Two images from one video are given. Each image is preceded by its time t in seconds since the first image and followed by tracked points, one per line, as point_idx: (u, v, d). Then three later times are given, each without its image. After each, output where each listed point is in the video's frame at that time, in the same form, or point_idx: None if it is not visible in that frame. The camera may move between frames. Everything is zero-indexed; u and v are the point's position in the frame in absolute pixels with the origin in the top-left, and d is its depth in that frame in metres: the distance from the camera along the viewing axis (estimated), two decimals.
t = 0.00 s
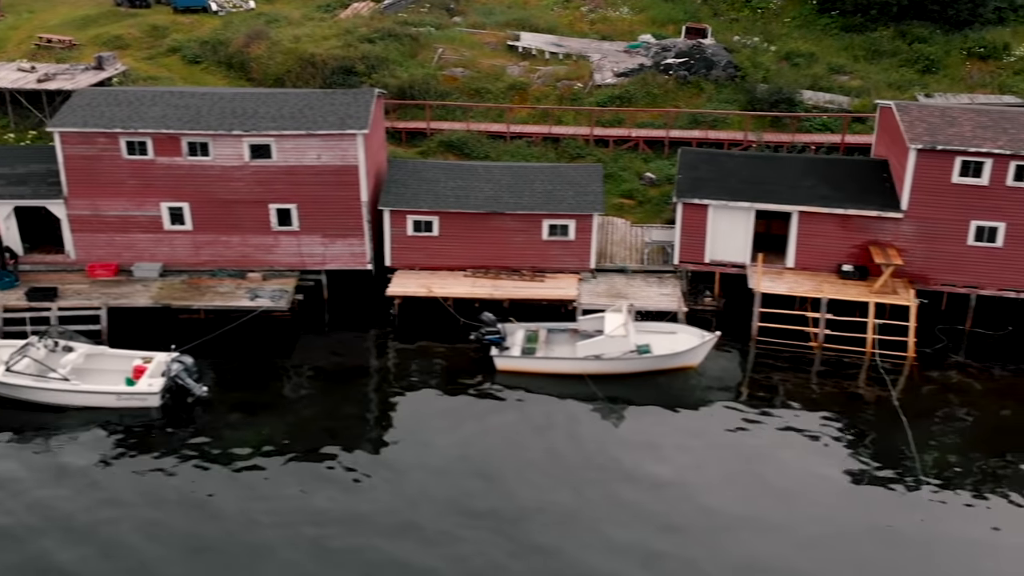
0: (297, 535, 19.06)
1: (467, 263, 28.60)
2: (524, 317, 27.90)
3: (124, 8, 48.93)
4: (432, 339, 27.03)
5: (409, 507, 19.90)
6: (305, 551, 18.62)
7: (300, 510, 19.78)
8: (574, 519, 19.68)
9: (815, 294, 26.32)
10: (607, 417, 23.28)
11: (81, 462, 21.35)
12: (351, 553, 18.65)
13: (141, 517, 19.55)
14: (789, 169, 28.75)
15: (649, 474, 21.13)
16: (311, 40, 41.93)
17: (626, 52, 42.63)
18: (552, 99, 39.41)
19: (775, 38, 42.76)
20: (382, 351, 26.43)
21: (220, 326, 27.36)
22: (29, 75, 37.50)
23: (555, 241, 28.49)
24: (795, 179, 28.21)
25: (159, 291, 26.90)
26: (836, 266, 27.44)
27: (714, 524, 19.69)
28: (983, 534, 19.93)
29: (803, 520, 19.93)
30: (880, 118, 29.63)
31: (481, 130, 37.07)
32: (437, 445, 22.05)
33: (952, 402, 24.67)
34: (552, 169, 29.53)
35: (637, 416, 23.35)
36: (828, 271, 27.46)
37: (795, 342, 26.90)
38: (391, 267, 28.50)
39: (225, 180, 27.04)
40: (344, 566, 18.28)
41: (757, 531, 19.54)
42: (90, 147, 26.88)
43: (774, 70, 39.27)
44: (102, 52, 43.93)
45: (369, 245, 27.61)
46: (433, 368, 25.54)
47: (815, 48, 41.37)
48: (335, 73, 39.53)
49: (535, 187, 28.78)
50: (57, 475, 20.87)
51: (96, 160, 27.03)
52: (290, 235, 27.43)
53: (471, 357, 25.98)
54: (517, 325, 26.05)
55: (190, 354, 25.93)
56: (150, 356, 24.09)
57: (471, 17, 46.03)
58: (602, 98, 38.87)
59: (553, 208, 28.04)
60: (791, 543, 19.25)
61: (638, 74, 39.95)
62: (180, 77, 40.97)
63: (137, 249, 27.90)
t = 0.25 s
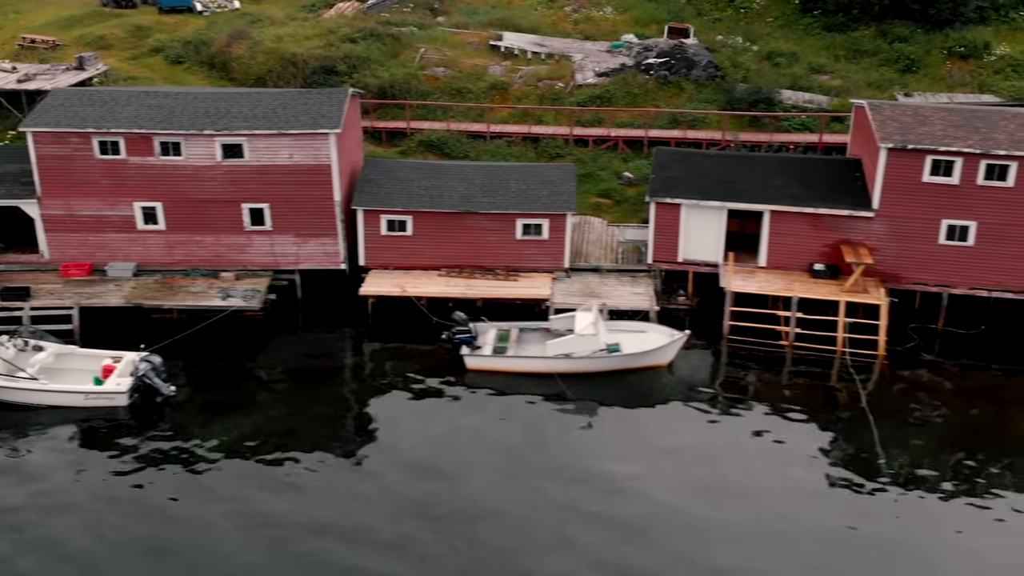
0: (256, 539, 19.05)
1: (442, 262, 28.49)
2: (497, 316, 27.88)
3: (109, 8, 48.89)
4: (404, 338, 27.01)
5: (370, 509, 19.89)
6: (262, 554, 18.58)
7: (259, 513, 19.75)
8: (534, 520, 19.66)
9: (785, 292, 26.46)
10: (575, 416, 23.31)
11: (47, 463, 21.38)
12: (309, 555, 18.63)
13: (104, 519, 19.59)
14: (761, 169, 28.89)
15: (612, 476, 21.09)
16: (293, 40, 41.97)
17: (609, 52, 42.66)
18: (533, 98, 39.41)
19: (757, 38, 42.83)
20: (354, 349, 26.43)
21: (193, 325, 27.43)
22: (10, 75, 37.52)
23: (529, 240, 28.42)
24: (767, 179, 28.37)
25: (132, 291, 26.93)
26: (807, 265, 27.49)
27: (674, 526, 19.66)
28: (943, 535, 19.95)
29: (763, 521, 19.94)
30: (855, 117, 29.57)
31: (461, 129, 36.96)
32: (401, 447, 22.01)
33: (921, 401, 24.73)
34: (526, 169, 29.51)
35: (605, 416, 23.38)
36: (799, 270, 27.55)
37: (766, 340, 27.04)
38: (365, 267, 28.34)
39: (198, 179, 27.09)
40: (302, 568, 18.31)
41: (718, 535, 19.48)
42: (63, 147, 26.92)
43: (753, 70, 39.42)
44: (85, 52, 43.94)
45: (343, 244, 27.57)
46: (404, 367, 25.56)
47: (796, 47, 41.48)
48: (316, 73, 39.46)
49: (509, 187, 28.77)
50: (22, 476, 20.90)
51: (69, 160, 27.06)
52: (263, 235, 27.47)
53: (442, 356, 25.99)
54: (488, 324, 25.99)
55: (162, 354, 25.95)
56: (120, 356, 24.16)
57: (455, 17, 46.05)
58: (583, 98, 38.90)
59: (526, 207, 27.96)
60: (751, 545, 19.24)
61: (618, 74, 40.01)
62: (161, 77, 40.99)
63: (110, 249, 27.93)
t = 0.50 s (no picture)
0: (215, 536, 18.88)
1: (417, 261, 28.32)
2: (470, 316, 27.83)
3: (94, 9, 48.85)
4: (376, 337, 27.03)
5: (333, 507, 19.78)
6: (220, 552, 18.43)
7: (220, 512, 19.59)
8: (497, 519, 19.53)
9: (756, 291, 26.56)
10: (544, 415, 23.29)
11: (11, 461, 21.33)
12: (268, 553, 18.49)
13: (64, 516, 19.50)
14: (735, 168, 28.99)
15: (577, 476, 20.98)
16: (275, 40, 42.01)
17: (591, 51, 42.68)
18: (514, 98, 39.37)
19: (739, 38, 42.89)
20: (325, 349, 26.47)
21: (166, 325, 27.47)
22: None
23: (503, 239, 28.34)
24: (740, 177, 28.50)
25: (104, 291, 26.94)
26: (779, 264, 27.67)
27: (637, 526, 19.52)
28: (909, 534, 19.86)
29: (728, 519, 19.87)
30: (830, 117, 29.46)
31: (441, 129, 36.84)
32: (366, 447, 21.91)
33: (891, 400, 24.76)
34: (502, 168, 29.41)
35: (574, 415, 23.36)
36: (772, 269, 27.71)
37: (737, 338, 27.26)
38: (339, 267, 28.23)
39: (170, 178, 27.12)
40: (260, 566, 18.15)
41: (681, 534, 19.36)
42: (36, 146, 26.93)
43: (734, 70, 39.53)
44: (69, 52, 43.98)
45: (316, 244, 27.56)
46: (374, 367, 25.59)
47: (777, 47, 41.58)
48: (297, 72, 39.39)
49: (484, 186, 28.64)
50: None
51: (42, 160, 27.08)
52: (235, 235, 27.50)
53: (413, 355, 26.02)
54: (460, 323, 25.93)
55: (133, 353, 25.96)
56: (90, 355, 24.21)
57: (438, 17, 46.09)
58: (564, 97, 38.93)
59: (500, 206, 27.88)
60: (714, 544, 19.11)
61: (599, 74, 40.06)
62: (144, 77, 41.01)
63: (84, 248, 27.94)
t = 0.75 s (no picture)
0: (176, 538, 18.87)
1: (390, 261, 28.18)
2: (443, 315, 27.77)
3: (79, 8, 48.83)
4: (348, 336, 27.03)
5: (296, 507, 19.77)
6: (182, 552, 18.46)
7: (182, 514, 19.59)
8: (460, 519, 19.50)
9: (727, 290, 26.72)
10: (512, 413, 23.33)
11: None
12: (229, 554, 18.47)
13: (28, 515, 19.54)
14: (708, 168, 29.15)
15: (542, 477, 20.95)
16: (258, 39, 42.02)
17: (574, 51, 42.71)
18: (495, 97, 39.33)
19: (722, 38, 42.94)
20: (297, 348, 26.49)
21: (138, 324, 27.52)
22: None
23: (477, 238, 28.19)
24: (713, 178, 28.67)
25: (77, 290, 26.98)
26: (751, 263, 27.85)
27: (600, 526, 19.48)
28: (874, 533, 19.82)
29: (692, 518, 19.87)
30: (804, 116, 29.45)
31: (421, 128, 36.74)
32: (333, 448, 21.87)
33: (862, 400, 24.75)
34: (476, 168, 29.38)
35: (542, 414, 23.38)
36: (744, 269, 27.89)
37: (709, 337, 27.33)
38: (313, 266, 28.19)
39: (143, 178, 27.16)
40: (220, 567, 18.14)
41: (644, 534, 19.32)
42: (9, 146, 26.95)
43: (714, 70, 39.73)
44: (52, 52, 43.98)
45: (289, 243, 27.59)
46: (345, 366, 25.59)
47: (759, 47, 41.68)
48: (278, 71, 39.39)
49: (457, 186, 28.57)
50: None
51: (15, 159, 27.09)
52: (209, 234, 27.55)
53: (384, 354, 26.04)
54: (432, 322, 25.92)
55: (106, 352, 26.00)
56: (60, 354, 24.32)
57: (422, 16, 46.07)
58: (544, 97, 38.94)
59: (473, 205, 27.74)
60: (677, 544, 19.09)
61: (581, 74, 40.10)
62: (126, 77, 41.03)
63: (58, 248, 27.96)
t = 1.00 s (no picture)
0: (133, 538, 18.71)
1: (364, 260, 28.10)
2: (417, 314, 27.76)
3: (65, 8, 48.89)
4: (321, 335, 27.01)
5: (256, 506, 19.64)
6: (141, 548, 18.42)
7: (141, 513, 19.44)
8: (421, 518, 19.35)
9: (697, 289, 26.99)
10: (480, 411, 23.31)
11: None
12: (185, 554, 18.29)
13: None
14: (683, 168, 29.19)
15: (507, 476, 20.80)
16: (241, 39, 42.08)
17: (557, 51, 42.75)
18: (476, 97, 39.34)
19: (704, 38, 43.01)
20: (270, 346, 26.51)
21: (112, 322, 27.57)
22: None
23: (451, 238, 28.01)
24: (687, 177, 28.71)
25: (50, 289, 27.02)
26: (724, 262, 28.04)
27: (562, 525, 19.32)
28: (838, 532, 19.70)
29: (655, 514, 19.83)
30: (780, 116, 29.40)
31: (401, 127, 36.67)
32: (298, 447, 21.76)
33: (831, 399, 24.77)
34: (452, 167, 29.05)
35: (510, 411, 23.36)
36: (716, 267, 28.10)
37: (680, 336, 27.49)
38: (286, 265, 28.17)
39: (117, 177, 27.20)
40: (175, 566, 17.98)
41: (606, 533, 19.17)
42: None
43: (694, 70, 39.88)
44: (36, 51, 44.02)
45: (262, 242, 27.58)
46: (316, 364, 25.60)
47: (741, 47, 41.78)
48: (260, 71, 39.44)
49: (432, 185, 28.33)
50: None
51: None
52: (182, 233, 27.58)
53: (355, 352, 26.04)
54: (403, 321, 25.83)
55: (77, 350, 26.04)
56: (30, 353, 24.41)
57: (406, 16, 46.10)
58: (525, 96, 38.96)
59: (447, 205, 27.55)
60: (638, 544, 18.91)
61: (562, 73, 40.15)
62: (108, 77, 41.08)
63: (32, 246, 27.99)
